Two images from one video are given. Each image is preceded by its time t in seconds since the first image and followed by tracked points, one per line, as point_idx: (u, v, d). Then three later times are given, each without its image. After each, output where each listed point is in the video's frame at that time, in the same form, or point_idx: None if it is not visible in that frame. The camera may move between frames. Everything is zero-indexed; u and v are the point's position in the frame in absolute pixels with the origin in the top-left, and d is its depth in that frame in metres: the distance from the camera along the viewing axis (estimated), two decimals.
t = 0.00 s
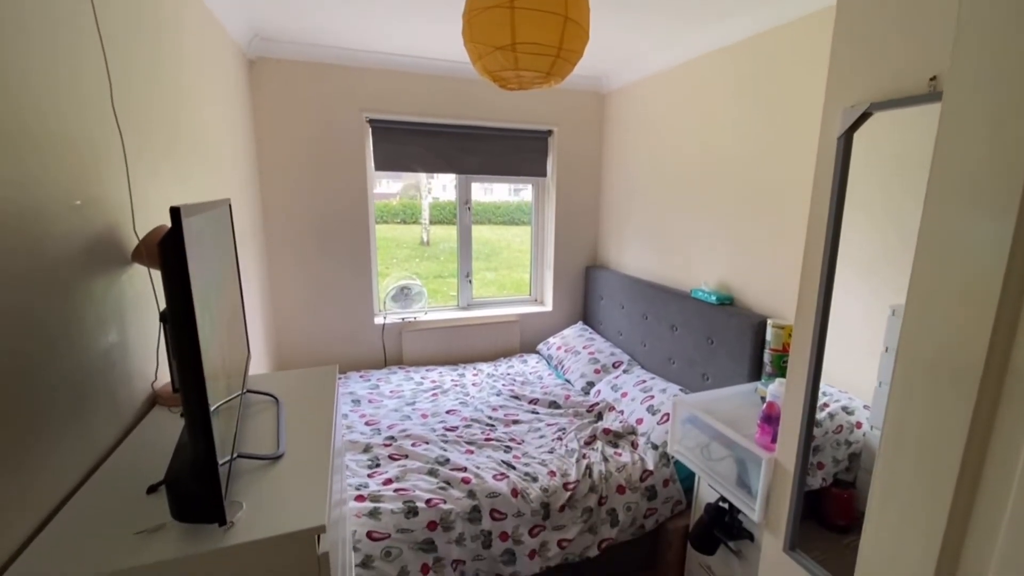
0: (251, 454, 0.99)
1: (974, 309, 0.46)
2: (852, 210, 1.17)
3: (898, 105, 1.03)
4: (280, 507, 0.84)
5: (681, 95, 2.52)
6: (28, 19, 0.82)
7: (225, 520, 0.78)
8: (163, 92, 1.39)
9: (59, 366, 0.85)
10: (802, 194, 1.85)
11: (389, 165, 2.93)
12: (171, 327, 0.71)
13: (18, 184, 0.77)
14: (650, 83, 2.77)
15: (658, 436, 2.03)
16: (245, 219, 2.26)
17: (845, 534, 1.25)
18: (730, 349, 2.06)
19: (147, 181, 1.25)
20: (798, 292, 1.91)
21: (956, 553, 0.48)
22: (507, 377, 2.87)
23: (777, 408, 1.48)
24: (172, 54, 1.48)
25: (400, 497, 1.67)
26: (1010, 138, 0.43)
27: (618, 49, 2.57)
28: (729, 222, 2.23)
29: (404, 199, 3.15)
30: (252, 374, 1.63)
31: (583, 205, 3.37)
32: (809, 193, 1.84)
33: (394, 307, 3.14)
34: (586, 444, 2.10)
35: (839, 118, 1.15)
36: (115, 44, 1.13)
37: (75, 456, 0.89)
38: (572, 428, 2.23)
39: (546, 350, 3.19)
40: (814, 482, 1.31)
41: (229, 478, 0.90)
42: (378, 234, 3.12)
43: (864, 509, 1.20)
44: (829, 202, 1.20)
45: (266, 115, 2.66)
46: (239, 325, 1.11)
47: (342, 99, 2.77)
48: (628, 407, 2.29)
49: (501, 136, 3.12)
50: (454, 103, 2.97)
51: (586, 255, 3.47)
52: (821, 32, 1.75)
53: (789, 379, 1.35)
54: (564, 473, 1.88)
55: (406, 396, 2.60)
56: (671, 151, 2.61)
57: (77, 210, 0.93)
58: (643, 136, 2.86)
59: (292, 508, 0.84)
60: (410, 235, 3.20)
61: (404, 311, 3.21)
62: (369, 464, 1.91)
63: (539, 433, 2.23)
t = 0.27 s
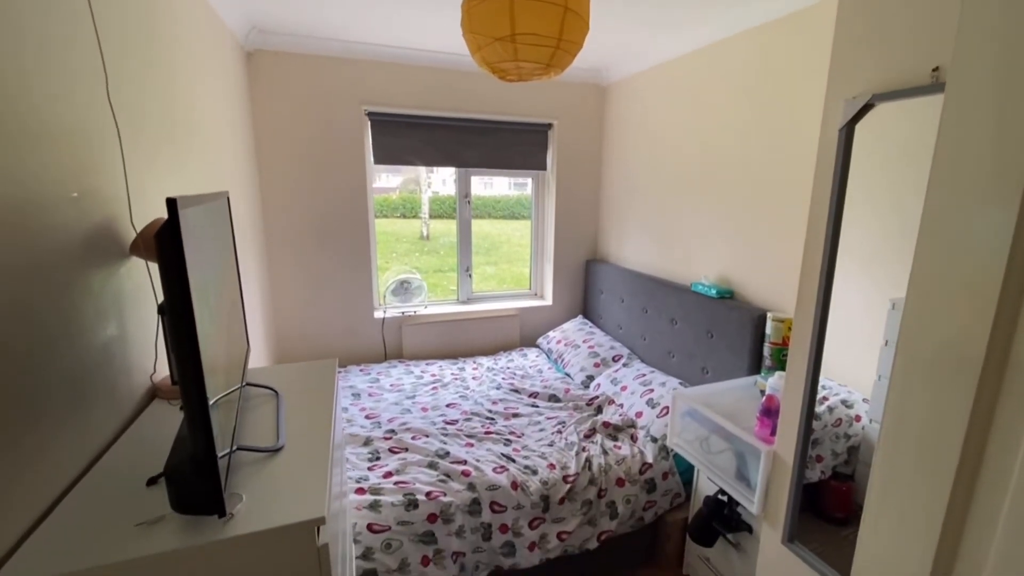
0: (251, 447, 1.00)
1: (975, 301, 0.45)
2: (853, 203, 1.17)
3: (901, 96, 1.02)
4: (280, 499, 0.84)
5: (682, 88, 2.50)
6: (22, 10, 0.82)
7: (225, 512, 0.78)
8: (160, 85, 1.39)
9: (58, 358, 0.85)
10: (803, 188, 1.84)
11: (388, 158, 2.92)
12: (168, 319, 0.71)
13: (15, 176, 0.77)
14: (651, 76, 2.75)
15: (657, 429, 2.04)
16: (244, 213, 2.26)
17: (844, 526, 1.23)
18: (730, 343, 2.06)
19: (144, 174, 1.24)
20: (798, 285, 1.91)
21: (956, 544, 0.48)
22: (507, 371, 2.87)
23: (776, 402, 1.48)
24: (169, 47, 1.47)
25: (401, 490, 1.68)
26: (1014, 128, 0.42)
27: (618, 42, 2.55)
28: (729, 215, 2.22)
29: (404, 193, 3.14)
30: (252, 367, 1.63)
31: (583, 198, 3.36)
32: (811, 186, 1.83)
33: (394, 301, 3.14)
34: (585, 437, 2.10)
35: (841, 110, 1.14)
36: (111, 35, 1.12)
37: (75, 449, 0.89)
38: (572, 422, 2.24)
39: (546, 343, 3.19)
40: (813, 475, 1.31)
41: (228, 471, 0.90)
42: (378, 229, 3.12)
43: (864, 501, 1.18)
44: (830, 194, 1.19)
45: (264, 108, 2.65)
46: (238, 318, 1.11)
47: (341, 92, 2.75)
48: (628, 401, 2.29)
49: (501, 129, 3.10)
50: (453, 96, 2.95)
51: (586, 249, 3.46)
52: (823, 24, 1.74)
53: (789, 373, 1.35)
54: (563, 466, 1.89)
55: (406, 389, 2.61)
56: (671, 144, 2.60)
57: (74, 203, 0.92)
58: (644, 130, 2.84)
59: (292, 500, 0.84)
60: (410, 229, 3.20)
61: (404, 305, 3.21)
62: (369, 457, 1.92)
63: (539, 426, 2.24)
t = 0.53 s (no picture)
0: (250, 439, 1.00)
1: (978, 290, 0.45)
2: (855, 194, 1.16)
3: (904, 86, 1.01)
4: (280, 491, 0.85)
5: (683, 80, 2.49)
6: None
7: (225, 503, 0.78)
8: (157, 77, 1.37)
9: (56, 350, 0.85)
10: (805, 180, 1.83)
11: (387, 151, 2.90)
12: (166, 310, 0.71)
13: (10, 166, 0.76)
14: (651, 68, 2.73)
15: (656, 422, 2.04)
16: (242, 206, 2.24)
17: (842, 518, 1.26)
18: (730, 336, 2.06)
19: (142, 166, 1.23)
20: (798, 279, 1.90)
21: (955, 534, 0.48)
22: (507, 365, 2.87)
23: (776, 394, 1.48)
24: (165, 38, 1.46)
25: (401, 482, 1.68)
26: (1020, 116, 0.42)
27: (619, 33, 2.53)
28: (730, 208, 2.22)
29: (404, 187, 3.12)
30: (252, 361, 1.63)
31: (583, 192, 3.34)
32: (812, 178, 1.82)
33: (394, 295, 3.14)
34: (585, 430, 2.11)
35: (844, 101, 1.13)
36: (107, 25, 1.11)
37: (75, 441, 0.89)
38: (572, 415, 2.24)
39: (546, 337, 3.19)
40: (812, 467, 1.31)
41: (228, 463, 0.90)
42: (378, 223, 3.11)
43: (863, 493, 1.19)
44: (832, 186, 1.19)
45: (262, 100, 2.63)
46: (237, 311, 1.11)
47: (340, 84, 2.73)
48: (628, 394, 2.30)
49: (501, 122, 3.08)
50: (452, 88, 2.93)
51: (586, 242, 3.45)
52: (826, 15, 1.72)
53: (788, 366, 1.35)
54: (563, 459, 1.89)
55: (406, 383, 2.61)
56: (672, 137, 2.58)
57: (71, 194, 0.92)
58: (645, 122, 2.83)
59: (291, 492, 0.84)
60: (410, 223, 3.19)
61: (404, 299, 3.21)
62: (370, 449, 1.92)
63: (539, 419, 2.24)
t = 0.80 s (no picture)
0: (250, 432, 1.00)
1: (977, 283, 0.45)
2: (856, 187, 1.16)
3: (905, 78, 1.01)
4: (280, 482, 0.85)
5: (683, 73, 2.47)
6: None
7: (225, 495, 0.79)
8: (154, 69, 1.37)
9: (55, 343, 0.85)
10: (806, 174, 1.82)
11: (387, 145, 2.89)
12: (164, 303, 0.70)
13: (7, 159, 0.76)
14: (652, 61, 2.72)
15: (656, 416, 2.05)
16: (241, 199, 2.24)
17: (840, 511, 1.27)
18: (730, 330, 2.06)
19: (139, 159, 1.22)
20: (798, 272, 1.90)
21: (952, 524, 0.48)
22: (506, 359, 2.88)
23: (775, 387, 1.49)
24: (162, 30, 1.45)
25: (401, 475, 1.69)
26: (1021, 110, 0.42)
27: (619, 26, 2.51)
28: (731, 202, 2.21)
29: (403, 181, 3.11)
30: (252, 354, 1.63)
31: (583, 186, 3.33)
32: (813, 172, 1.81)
33: (394, 289, 3.14)
34: (585, 423, 2.12)
35: (845, 94, 1.13)
36: (103, 16, 1.10)
37: (74, 434, 0.89)
38: (572, 408, 2.25)
39: (546, 331, 3.19)
40: (811, 460, 1.32)
41: (228, 455, 0.90)
42: (378, 217, 3.10)
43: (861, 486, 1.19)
44: (832, 179, 1.18)
45: (260, 93, 2.61)
46: (236, 305, 1.11)
47: (338, 77, 2.72)
48: (627, 388, 2.30)
49: (501, 115, 3.07)
50: (452, 81, 2.91)
51: (586, 237, 3.45)
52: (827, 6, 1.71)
53: (787, 359, 1.35)
54: (562, 452, 1.90)
55: (406, 377, 2.62)
56: (673, 130, 2.57)
57: (68, 187, 0.91)
58: (644, 115, 2.82)
59: (291, 484, 0.84)
60: (410, 218, 3.18)
61: (403, 293, 3.21)
62: (370, 443, 1.93)
63: (538, 413, 2.25)
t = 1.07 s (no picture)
0: (249, 425, 1.00)
1: (978, 275, 0.45)
2: (857, 180, 1.15)
3: (907, 70, 1.00)
4: (279, 475, 0.85)
5: (684, 65, 2.45)
6: None
7: (224, 488, 0.79)
8: (151, 61, 1.36)
9: (53, 336, 0.85)
10: (807, 167, 1.82)
11: (386, 138, 2.88)
12: (163, 297, 0.70)
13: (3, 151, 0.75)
14: (653, 53, 2.70)
15: (655, 410, 2.05)
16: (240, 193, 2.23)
17: (839, 504, 1.27)
18: (729, 324, 2.06)
19: (136, 152, 1.22)
20: (799, 266, 1.90)
21: (950, 515, 0.48)
22: (506, 353, 2.88)
23: (774, 381, 1.49)
24: (159, 21, 1.43)
25: (401, 469, 1.70)
26: None
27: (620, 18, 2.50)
28: (731, 196, 2.20)
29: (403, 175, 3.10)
30: (251, 348, 1.63)
31: (583, 180, 3.32)
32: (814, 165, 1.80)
33: (394, 283, 3.13)
34: (584, 417, 2.12)
35: (847, 85, 1.12)
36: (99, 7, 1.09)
37: (73, 427, 0.89)
38: (571, 402, 2.25)
39: (545, 326, 3.20)
40: (809, 454, 1.32)
41: (227, 448, 0.91)
42: (377, 212, 3.09)
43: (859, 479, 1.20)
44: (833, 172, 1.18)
45: (259, 86, 2.60)
46: (235, 298, 1.10)
47: (337, 70, 2.70)
48: (627, 382, 2.31)
49: (501, 108, 3.05)
50: (451, 74, 2.89)
51: (586, 231, 3.44)
52: None
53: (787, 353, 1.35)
54: (562, 445, 1.91)
55: (406, 371, 2.62)
56: (673, 124, 2.56)
57: (66, 181, 0.91)
58: (645, 108, 2.80)
59: (290, 477, 0.84)
60: (410, 212, 3.18)
61: (403, 287, 3.21)
62: (370, 436, 1.93)
63: (538, 407, 2.25)
